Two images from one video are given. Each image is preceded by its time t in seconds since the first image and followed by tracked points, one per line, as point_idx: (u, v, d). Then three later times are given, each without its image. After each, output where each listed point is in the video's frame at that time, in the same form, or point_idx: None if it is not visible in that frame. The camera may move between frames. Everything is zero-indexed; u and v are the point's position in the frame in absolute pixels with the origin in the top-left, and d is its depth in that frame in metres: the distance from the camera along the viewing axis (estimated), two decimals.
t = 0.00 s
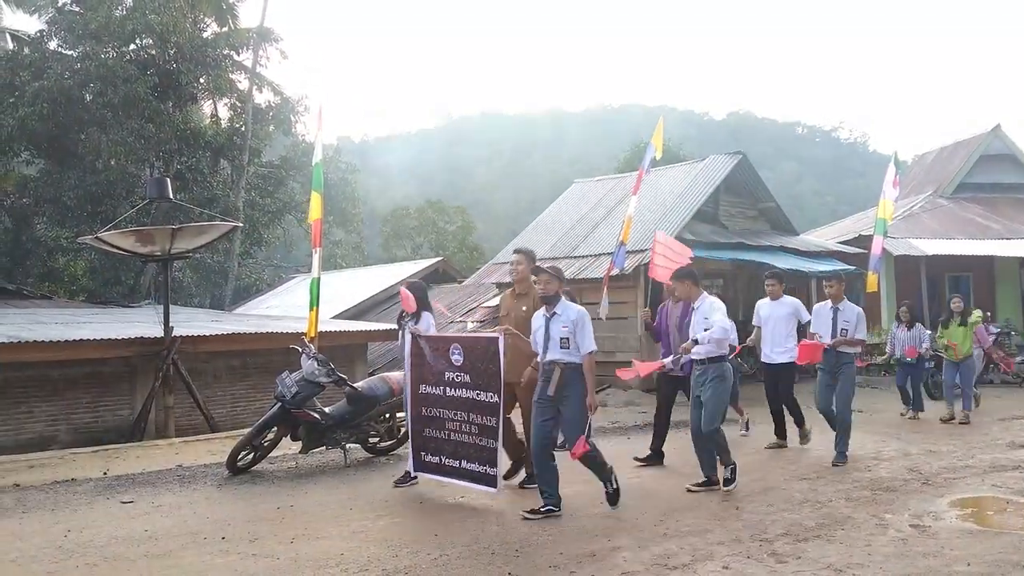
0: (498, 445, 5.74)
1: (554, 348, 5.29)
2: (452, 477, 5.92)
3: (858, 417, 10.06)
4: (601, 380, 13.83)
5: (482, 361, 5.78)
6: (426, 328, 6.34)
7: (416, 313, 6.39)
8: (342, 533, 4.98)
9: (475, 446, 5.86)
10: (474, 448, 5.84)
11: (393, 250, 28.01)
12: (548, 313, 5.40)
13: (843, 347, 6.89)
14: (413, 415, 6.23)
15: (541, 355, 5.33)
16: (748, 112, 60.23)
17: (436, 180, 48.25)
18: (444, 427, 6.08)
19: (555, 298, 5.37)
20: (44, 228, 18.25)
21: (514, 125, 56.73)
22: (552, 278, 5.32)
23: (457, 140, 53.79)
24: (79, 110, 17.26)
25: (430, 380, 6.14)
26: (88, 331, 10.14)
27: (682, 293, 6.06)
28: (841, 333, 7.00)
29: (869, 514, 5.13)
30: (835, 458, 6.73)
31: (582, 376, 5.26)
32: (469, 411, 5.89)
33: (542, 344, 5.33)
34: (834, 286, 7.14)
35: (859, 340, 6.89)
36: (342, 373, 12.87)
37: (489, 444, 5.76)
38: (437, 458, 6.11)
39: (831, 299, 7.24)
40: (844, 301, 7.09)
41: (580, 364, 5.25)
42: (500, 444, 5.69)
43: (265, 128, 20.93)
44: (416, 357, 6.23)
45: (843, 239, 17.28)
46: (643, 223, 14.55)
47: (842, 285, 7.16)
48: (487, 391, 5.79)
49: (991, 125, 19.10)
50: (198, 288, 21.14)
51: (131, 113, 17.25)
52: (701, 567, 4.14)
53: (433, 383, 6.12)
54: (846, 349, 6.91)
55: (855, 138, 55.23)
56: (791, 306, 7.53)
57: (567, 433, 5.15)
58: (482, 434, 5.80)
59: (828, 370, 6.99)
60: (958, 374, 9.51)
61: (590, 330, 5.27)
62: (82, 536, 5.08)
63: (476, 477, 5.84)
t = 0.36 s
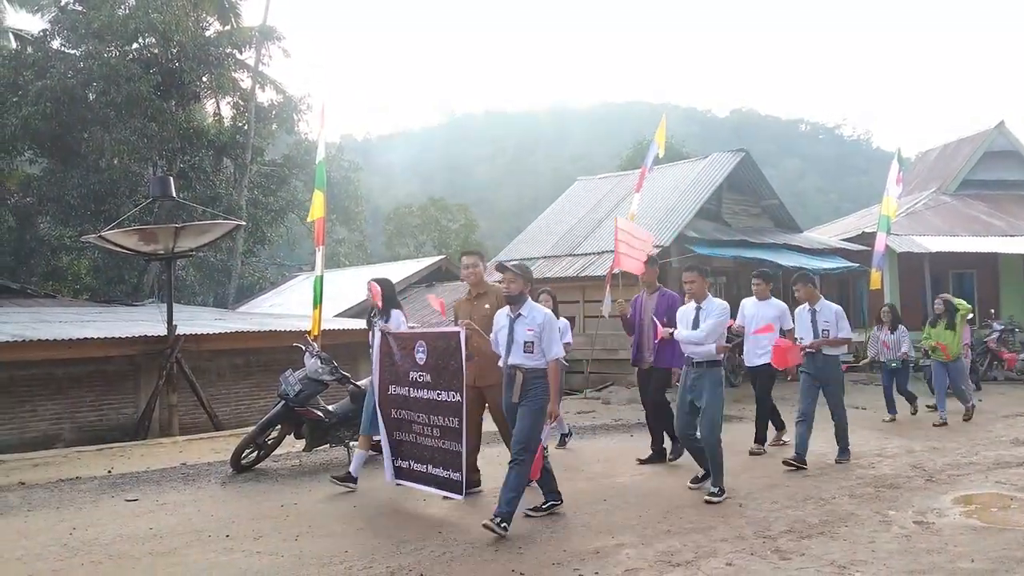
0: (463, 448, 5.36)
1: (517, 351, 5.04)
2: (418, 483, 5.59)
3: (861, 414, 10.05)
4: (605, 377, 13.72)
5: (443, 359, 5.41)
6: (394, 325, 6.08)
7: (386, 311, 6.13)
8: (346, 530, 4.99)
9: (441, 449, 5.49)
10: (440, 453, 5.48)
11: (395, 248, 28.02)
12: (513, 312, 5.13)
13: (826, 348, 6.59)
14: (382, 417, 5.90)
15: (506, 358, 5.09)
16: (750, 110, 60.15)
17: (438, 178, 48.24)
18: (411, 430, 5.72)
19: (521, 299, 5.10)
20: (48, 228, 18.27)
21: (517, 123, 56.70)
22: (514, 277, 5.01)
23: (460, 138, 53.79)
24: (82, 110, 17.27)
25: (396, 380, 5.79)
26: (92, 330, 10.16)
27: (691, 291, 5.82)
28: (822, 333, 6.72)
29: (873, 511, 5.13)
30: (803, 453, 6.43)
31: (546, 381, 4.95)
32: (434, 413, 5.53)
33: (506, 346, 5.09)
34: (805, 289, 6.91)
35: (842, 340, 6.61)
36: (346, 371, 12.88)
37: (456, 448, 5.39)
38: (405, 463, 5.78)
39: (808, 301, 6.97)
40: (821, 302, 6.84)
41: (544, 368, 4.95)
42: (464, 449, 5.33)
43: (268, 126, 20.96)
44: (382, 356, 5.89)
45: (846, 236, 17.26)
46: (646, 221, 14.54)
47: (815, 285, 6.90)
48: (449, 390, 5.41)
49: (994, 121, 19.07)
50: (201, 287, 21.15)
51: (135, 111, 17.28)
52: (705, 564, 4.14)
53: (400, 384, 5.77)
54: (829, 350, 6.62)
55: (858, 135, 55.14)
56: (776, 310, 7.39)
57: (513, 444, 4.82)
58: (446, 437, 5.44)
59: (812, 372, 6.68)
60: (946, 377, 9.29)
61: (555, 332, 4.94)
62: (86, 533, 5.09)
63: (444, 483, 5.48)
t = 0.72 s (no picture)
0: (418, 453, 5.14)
1: (477, 344, 4.78)
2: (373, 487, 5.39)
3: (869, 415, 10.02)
4: (612, 378, 13.56)
5: (405, 358, 5.22)
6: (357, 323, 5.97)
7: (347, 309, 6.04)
8: (352, 531, 5.01)
9: (397, 453, 5.27)
10: (395, 456, 5.27)
11: (401, 249, 28.06)
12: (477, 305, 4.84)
13: (806, 344, 6.47)
14: (343, 417, 5.74)
15: (466, 349, 4.85)
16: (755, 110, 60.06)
17: (443, 179, 48.24)
18: (370, 432, 5.53)
19: (486, 288, 4.80)
20: (55, 230, 18.34)
21: (521, 124, 56.73)
22: (479, 267, 4.75)
23: (465, 139, 53.82)
24: (88, 112, 17.35)
25: (358, 379, 5.61)
26: (99, 331, 10.21)
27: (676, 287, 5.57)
28: (802, 330, 6.64)
29: (880, 512, 5.12)
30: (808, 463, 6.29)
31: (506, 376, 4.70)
32: (390, 415, 5.32)
33: (466, 337, 4.83)
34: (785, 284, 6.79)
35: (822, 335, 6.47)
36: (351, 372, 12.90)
37: (411, 452, 5.16)
38: (363, 466, 5.60)
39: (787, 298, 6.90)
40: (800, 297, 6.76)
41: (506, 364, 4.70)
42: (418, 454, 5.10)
43: (274, 128, 21.02)
44: (347, 354, 5.72)
45: (852, 236, 17.21)
46: (651, 221, 14.53)
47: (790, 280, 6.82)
48: (408, 391, 5.20)
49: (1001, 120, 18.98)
50: (208, 288, 21.22)
51: (141, 114, 17.34)
52: (711, 565, 4.14)
53: (361, 383, 5.59)
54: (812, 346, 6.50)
55: (864, 134, 55.01)
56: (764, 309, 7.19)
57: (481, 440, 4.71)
58: (402, 440, 5.22)
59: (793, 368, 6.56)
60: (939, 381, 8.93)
61: (514, 326, 4.67)
62: (94, 534, 5.12)
63: (397, 489, 5.25)
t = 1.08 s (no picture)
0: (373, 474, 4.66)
1: (428, 353, 4.51)
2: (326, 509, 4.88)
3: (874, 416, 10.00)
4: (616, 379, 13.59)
5: (362, 372, 4.77)
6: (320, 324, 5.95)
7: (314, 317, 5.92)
8: (357, 532, 5.01)
9: (351, 474, 4.77)
10: (349, 477, 4.78)
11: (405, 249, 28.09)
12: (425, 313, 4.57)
13: (798, 350, 6.11)
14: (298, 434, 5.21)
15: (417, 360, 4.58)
16: (760, 110, 59.96)
17: (447, 180, 48.25)
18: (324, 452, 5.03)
19: (434, 294, 4.54)
20: (60, 231, 18.40)
21: (525, 125, 56.75)
22: (428, 271, 4.53)
23: (469, 140, 53.85)
24: (93, 114, 17.42)
25: (316, 393, 5.12)
26: (104, 333, 10.25)
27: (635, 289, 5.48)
28: (794, 335, 6.33)
29: (885, 513, 5.11)
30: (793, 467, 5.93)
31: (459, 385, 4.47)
32: (346, 432, 4.84)
33: (417, 348, 4.56)
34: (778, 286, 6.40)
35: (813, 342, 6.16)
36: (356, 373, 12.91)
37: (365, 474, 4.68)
38: (314, 488, 5.08)
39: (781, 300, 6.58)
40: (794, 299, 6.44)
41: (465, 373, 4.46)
42: (369, 471, 4.63)
43: (278, 130, 21.06)
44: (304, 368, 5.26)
45: (857, 237, 17.18)
46: (655, 222, 14.52)
47: (785, 282, 6.49)
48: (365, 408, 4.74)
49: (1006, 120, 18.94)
50: (213, 290, 21.26)
51: (147, 115, 17.37)
52: (716, 566, 4.14)
53: (320, 398, 5.09)
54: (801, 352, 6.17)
55: (868, 135, 54.91)
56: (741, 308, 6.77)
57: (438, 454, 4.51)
58: (358, 459, 4.74)
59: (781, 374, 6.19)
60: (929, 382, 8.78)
61: (468, 332, 4.44)
62: (100, 535, 5.14)
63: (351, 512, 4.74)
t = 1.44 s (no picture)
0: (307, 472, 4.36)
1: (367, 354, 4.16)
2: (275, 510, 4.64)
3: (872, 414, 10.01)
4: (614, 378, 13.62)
5: (290, 363, 4.45)
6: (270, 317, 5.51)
7: (264, 311, 5.53)
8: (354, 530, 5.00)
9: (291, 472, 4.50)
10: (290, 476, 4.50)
11: (404, 248, 28.07)
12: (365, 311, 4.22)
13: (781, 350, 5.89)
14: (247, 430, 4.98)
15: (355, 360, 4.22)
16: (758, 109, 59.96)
17: (446, 179, 48.17)
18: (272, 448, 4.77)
19: (374, 291, 4.21)
20: (58, 230, 18.36)
21: (523, 124, 56.72)
22: (366, 266, 4.18)
23: (467, 140, 53.81)
24: (92, 113, 17.40)
25: (257, 386, 4.85)
26: (101, 331, 10.24)
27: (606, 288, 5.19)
28: (776, 335, 5.96)
29: (883, 511, 5.11)
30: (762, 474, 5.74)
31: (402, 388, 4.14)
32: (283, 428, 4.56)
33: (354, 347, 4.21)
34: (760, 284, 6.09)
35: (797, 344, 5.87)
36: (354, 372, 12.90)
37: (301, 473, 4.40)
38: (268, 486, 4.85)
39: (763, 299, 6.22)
40: (775, 298, 6.01)
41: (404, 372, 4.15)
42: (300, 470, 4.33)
43: (276, 129, 21.04)
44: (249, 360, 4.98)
45: (855, 235, 17.20)
46: (654, 221, 14.50)
47: (766, 279, 5.98)
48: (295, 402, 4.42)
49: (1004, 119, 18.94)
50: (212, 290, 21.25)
51: (145, 115, 17.35)
52: (714, 565, 4.14)
53: (261, 392, 4.82)
54: (783, 354, 5.90)
55: (867, 134, 54.94)
56: (721, 308, 6.86)
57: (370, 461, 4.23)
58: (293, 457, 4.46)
59: (765, 377, 5.91)
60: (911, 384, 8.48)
61: (413, 332, 4.13)
62: (97, 535, 5.12)
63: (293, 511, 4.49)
